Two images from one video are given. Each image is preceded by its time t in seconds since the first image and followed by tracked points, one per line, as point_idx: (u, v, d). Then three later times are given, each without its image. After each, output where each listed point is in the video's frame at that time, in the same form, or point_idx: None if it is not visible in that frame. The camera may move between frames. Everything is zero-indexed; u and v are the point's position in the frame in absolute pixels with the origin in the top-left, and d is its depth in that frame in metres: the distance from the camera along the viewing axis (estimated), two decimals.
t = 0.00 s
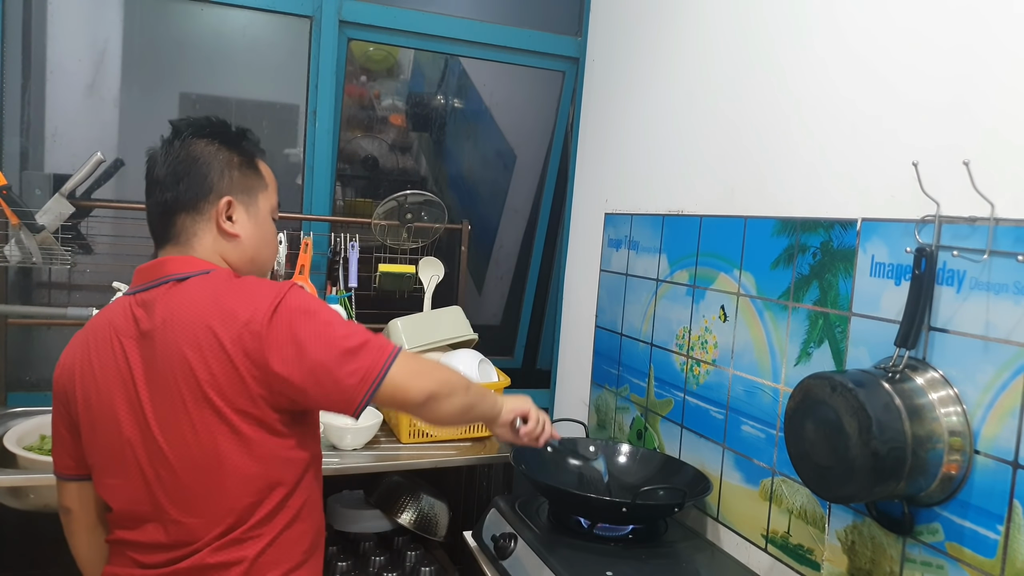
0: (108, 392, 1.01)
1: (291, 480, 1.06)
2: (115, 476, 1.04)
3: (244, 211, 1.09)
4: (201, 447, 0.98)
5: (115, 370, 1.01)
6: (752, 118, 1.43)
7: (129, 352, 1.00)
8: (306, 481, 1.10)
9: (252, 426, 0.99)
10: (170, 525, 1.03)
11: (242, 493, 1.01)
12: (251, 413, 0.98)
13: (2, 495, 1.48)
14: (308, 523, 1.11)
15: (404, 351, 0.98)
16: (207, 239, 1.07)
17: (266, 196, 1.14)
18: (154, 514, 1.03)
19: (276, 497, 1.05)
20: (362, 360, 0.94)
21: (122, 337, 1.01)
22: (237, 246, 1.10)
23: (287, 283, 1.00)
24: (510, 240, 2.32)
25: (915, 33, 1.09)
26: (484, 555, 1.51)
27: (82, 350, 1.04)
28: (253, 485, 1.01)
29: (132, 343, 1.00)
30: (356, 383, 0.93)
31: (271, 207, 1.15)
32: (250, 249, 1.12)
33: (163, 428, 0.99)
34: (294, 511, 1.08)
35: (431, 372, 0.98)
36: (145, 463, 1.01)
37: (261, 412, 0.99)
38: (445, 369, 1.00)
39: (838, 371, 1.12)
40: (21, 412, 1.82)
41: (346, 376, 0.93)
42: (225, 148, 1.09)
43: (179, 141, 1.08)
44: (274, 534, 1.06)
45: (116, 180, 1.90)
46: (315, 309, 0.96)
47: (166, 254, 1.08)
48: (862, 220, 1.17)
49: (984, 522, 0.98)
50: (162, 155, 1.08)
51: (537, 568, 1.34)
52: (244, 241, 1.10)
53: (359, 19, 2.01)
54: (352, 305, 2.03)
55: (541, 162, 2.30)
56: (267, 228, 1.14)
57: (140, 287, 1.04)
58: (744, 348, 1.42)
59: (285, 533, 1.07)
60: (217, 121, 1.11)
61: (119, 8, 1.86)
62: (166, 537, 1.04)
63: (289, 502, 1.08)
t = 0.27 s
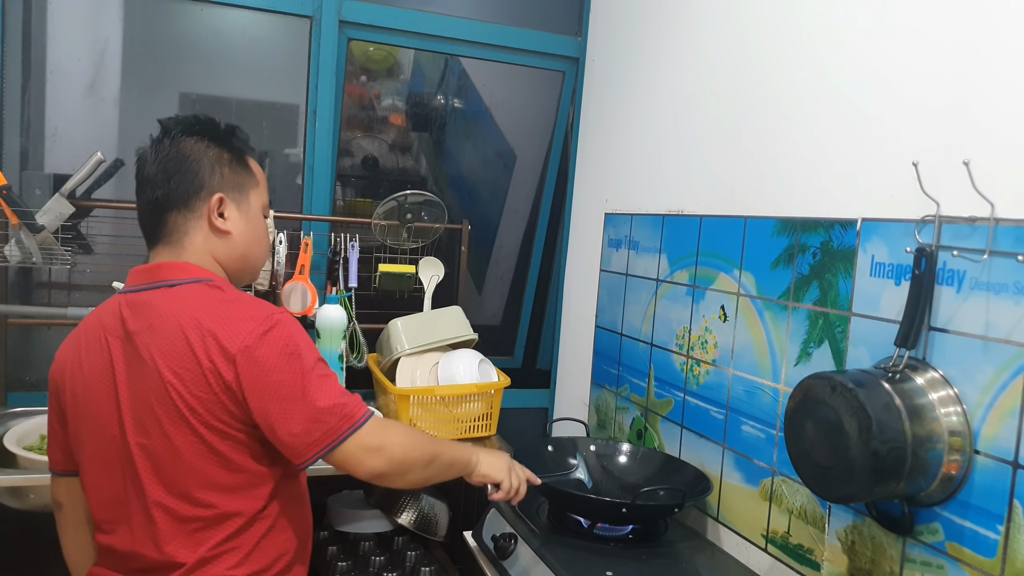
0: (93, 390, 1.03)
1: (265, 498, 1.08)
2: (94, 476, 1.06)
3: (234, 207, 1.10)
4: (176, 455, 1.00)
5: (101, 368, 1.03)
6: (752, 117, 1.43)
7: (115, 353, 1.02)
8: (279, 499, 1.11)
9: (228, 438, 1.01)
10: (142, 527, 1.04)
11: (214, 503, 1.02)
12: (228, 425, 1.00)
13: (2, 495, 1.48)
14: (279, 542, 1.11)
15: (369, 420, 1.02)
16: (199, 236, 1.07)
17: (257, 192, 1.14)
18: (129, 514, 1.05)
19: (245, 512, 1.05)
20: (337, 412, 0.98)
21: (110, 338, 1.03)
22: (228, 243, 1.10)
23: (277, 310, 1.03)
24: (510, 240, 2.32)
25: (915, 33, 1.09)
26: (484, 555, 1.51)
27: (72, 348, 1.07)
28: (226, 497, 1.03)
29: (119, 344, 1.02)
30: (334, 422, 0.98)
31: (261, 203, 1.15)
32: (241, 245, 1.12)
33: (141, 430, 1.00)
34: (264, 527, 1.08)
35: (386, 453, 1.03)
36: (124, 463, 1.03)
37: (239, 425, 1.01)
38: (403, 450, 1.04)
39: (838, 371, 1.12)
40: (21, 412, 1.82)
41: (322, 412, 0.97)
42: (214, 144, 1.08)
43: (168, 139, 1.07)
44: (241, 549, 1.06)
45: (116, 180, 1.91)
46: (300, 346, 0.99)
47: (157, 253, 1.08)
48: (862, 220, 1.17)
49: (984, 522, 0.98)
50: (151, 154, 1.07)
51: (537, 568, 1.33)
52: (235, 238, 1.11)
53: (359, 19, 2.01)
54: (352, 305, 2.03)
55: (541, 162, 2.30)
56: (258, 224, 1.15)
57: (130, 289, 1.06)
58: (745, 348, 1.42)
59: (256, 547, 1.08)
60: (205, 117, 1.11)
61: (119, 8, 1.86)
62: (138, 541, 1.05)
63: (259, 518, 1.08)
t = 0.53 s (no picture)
0: (85, 389, 1.04)
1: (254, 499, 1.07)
2: (85, 474, 1.06)
3: (229, 206, 1.10)
4: (165, 454, 0.99)
5: (94, 367, 1.03)
6: (752, 117, 1.43)
7: (108, 351, 1.02)
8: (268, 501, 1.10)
9: (217, 437, 1.01)
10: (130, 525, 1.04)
11: (202, 503, 1.02)
12: (218, 424, 1.00)
13: (3, 495, 1.48)
14: (266, 545, 1.10)
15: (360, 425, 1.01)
16: (193, 236, 1.08)
17: (251, 193, 1.14)
18: (118, 512, 1.05)
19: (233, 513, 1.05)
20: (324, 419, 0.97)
21: (104, 336, 1.03)
22: (223, 242, 1.10)
23: (271, 308, 1.03)
24: (510, 240, 2.32)
25: (915, 34, 1.09)
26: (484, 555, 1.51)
27: (67, 346, 1.07)
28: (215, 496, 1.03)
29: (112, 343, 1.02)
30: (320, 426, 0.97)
31: (256, 204, 1.15)
32: (236, 245, 1.12)
33: (131, 429, 1.00)
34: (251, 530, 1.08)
35: (378, 453, 1.02)
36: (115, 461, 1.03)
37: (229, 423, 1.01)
38: (393, 451, 1.04)
39: (838, 371, 1.12)
40: (21, 412, 1.82)
41: (309, 415, 0.96)
42: (208, 144, 1.08)
43: (162, 141, 1.08)
44: (227, 551, 1.05)
45: (116, 180, 1.91)
46: (293, 345, 0.99)
47: (152, 253, 1.08)
48: (862, 220, 1.17)
49: (984, 522, 0.98)
50: (145, 155, 1.08)
51: (537, 568, 1.33)
52: (229, 238, 1.10)
53: (359, 19, 2.01)
54: (352, 305, 2.03)
55: (541, 162, 2.30)
56: (253, 224, 1.14)
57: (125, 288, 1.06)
58: (744, 348, 1.42)
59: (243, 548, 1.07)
60: (198, 118, 1.11)
61: (119, 8, 1.86)
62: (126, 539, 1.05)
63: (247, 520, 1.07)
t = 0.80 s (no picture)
0: (85, 388, 1.03)
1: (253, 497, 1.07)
2: (83, 472, 1.06)
3: (242, 211, 1.11)
4: (165, 451, 0.99)
5: (93, 366, 1.03)
6: (752, 117, 1.43)
7: (107, 349, 1.02)
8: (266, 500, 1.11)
9: (217, 434, 1.01)
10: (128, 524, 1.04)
11: (202, 501, 1.02)
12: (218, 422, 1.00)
13: (3, 495, 1.48)
14: (262, 547, 1.11)
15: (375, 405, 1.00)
16: (206, 238, 1.08)
17: (261, 199, 1.16)
18: (115, 512, 1.05)
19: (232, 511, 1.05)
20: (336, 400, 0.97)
21: (102, 334, 1.03)
22: (234, 245, 1.11)
23: (272, 302, 1.03)
24: (510, 240, 2.32)
25: (915, 33, 1.09)
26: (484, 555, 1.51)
27: (65, 345, 1.07)
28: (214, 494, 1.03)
29: (112, 342, 1.02)
30: (330, 407, 0.96)
31: (264, 210, 1.17)
32: (245, 249, 1.13)
33: (130, 428, 1.00)
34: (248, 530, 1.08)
35: (393, 435, 1.01)
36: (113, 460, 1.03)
37: (229, 421, 1.01)
38: (408, 430, 1.02)
39: (838, 371, 1.12)
40: (21, 412, 1.82)
41: (320, 400, 0.97)
42: (224, 150, 1.09)
43: (178, 142, 1.07)
44: (224, 551, 1.06)
45: (116, 180, 1.90)
46: (297, 337, 0.99)
47: (159, 252, 1.07)
48: (862, 220, 1.17)
49: (983, 522, 0.98)
50: (158, 155, 1.06)
51: (537, 568, 1.33)
52: (241, 241, 1.12)
53: (359, 19, 2.01)
54: (353, 305, 2.03)
55: (541, 163, 2.30)
56: (261, 229, 1.16)
57: (125, 286, 1.06)
58: (744, 348, 1.42)
59: (241, 547, 1.07)
60: (210, 123, 1.11)
61: (119, 8, 1.86)
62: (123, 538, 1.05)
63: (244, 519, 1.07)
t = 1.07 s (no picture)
0: (88, 390, 1.03)
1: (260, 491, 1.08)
2: (87, 475, 1.06)
3: (250, 217, 1.13)
4: (171, 450, 0.99)
5: (95, 368, 1.02)
6: (753, 117, 1.43)
7: (108, 351, 1.02)
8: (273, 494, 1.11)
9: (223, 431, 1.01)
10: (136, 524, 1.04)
11: (213, 497, 1.03)
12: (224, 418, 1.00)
13: (3, 495, 1.48)
14: (271, 543, 1.11)
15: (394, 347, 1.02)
16: (217, 241, 1.09)
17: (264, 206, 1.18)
18: (121, 514, 1.04)
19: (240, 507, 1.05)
20: (349, 361, 0.99)
21: (104, 336, 1.03)
22: (241, 249, 1.13)
23: (272, 288, 1.03)
24: (510, 240, 2.32)
25: (915, 33, 1.09)
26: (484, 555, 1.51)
27: (66, 347, 1.07)
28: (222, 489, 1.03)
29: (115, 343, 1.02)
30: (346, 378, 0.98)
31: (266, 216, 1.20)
32: (250, 252, 1.15)
33: (136, 428, 0.99)
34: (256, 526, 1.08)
35: (422, 365, 1.03)
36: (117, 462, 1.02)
37: (235, 417, 1.01)
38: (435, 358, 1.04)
39: (838, 371, 1.12)
40: (21, 412, 1.82)
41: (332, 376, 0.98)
42: (235, 156, 1.11)
43: (190, 145, 1.07)
44: (236, 548, 1.06)
45: (116, 180, 1.90)
46: (302, 310, 1.00)
47: (168, 253, 1.07)
48: (862, 220, 1.17)
49: (983, 522, 0.98)
50: (170, 155, 1.06)
51: (538, 568, 1.33)
52: (248, 245, 1.14)
53: (359, 19, 2.01)
54: (353, 305, 2.03)
55: (541, 163, 2.30)
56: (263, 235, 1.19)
57: (126, 287, 1.05)
58: (745, 348, 1.42)
59: (251, 542, 1.08)
60: (219, 129, 1.12)
61: (119, 8, 1.86)
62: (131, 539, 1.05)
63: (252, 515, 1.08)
